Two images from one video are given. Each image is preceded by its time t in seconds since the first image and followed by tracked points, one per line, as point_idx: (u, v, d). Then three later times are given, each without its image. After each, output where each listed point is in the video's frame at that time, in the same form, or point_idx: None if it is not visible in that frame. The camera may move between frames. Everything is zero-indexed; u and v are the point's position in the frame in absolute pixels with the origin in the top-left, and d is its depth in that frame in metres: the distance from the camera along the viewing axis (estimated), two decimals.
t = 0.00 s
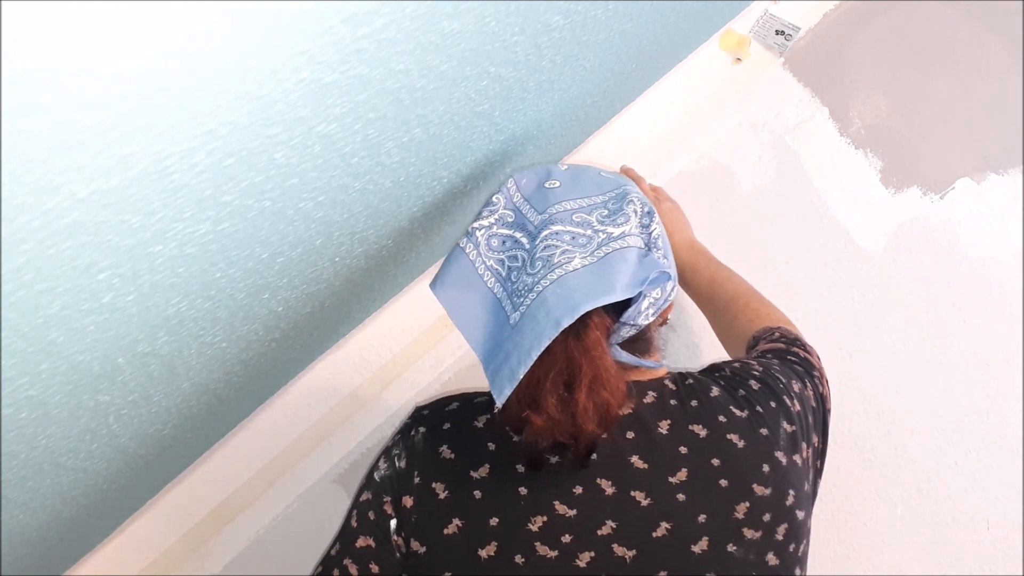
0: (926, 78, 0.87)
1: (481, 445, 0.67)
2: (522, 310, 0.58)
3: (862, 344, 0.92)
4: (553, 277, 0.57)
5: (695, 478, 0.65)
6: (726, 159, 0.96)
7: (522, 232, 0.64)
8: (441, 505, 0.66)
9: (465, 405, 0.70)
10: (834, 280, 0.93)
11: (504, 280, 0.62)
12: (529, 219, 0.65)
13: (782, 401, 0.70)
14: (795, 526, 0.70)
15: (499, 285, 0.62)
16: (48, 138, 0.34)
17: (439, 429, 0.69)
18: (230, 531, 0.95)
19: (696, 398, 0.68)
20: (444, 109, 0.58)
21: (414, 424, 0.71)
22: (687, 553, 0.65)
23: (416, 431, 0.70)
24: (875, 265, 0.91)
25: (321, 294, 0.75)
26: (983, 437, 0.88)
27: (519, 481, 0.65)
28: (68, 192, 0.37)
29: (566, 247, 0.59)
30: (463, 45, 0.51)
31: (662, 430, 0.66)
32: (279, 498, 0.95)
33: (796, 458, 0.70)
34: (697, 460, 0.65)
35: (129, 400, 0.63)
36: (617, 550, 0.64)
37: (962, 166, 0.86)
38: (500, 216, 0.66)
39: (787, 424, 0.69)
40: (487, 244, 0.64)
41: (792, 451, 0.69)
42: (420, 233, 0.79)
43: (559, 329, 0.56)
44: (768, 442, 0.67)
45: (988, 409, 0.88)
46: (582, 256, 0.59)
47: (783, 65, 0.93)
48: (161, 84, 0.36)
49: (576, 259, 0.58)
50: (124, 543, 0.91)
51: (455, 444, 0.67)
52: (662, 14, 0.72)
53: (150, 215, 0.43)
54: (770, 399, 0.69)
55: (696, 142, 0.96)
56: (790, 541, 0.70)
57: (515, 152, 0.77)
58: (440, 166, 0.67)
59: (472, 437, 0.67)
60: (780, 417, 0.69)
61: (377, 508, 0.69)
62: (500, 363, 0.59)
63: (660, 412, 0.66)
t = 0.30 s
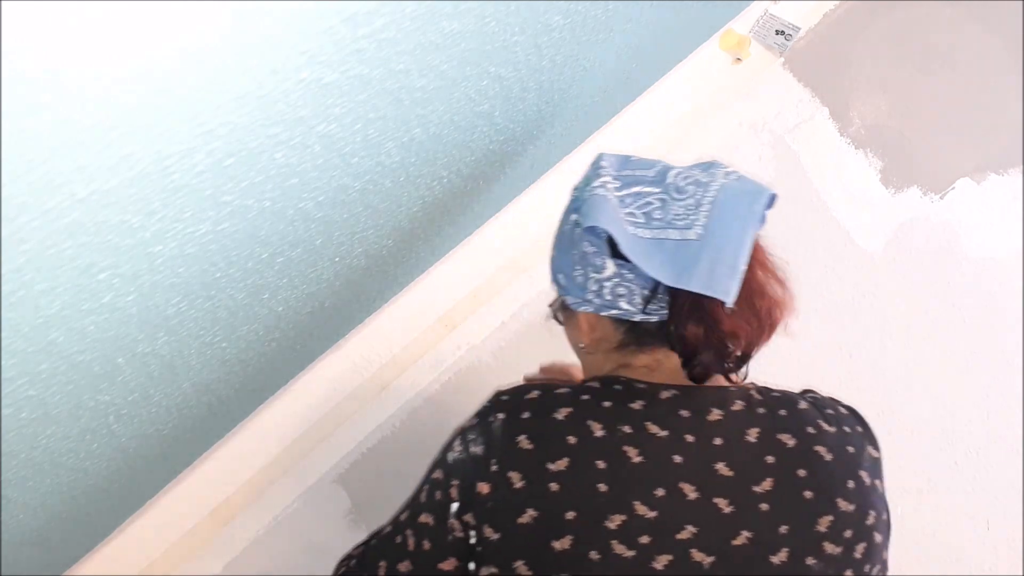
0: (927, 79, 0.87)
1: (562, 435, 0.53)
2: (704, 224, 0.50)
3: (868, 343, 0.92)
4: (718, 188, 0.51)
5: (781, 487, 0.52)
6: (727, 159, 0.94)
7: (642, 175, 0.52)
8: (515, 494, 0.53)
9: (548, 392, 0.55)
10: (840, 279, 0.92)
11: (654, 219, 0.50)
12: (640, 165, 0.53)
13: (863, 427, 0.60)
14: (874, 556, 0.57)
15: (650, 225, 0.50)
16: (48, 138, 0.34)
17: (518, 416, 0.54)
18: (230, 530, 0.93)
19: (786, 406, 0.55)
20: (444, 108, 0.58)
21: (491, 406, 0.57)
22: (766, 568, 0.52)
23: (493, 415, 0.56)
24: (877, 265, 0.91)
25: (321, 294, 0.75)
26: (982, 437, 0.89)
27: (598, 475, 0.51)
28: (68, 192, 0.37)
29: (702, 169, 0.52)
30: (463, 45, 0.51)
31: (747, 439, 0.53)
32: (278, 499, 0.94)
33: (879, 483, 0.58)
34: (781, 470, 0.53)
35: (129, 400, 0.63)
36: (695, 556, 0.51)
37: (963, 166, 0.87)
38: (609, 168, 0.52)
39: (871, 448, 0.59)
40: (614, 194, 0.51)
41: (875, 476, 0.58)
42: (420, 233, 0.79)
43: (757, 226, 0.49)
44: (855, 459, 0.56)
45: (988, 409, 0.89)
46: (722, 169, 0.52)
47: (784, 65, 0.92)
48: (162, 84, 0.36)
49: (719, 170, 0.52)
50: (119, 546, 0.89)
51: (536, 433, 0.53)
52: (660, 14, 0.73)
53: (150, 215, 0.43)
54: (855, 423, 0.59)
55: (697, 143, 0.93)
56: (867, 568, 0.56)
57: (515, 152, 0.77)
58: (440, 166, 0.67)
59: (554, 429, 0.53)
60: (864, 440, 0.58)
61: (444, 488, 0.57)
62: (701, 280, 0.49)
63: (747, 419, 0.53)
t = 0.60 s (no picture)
0: (929, 77, 0.88)
1: (633, 453, 0.53)
2: (776, 234, 0.49)
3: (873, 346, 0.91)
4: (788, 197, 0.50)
5: (853, 502, 0.53)
6: (727, 159, 0.93)
7: (709, 189, 0.52)
8: (589, 513, 0.53)
9: (615, 408, 0.56)
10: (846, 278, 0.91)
11: (725, 229, 0.50)
12: (706, 180, 0.53)
13: (919, 434, 0.60)
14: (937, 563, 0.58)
15: (719, 236, 0.50)
16: (47, 138, 0.34)
17: (587, 433, 0.55)
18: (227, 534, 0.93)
19: (852, 419, 0.56)
20: (444, 108, 0.58)
21: (557, 422, 0.57)
22: None
23: (560, 431, 0.56)
24: (878, 265, 0.90)
25: (321, 294, 0.75)
26: (983, 437, 0.89)
27: (674, 494, 0.52)
28: (67, 192, 0.37)
29: (770, 181, 0.52)
30: (463, 45, 0.51)
31: (818, 454, 0.53)
32: (279, 499, 0.94)
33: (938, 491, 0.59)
34: (853, 485, 0.53)
35: (129, 400, 0.63)
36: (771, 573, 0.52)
37: (962, 166, 0.88)
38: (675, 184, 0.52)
39: (930, 457, 0.59)
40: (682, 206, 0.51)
41: (935, 485, 0.59)
42: (420, 233, 0.79)
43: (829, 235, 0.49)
44: (919, 471, 0.57)
45: (989, 408, 0.89)
46: (790, 180, 0.52)
47: (784, 65, 0.92)
48: (161, 84, 0.36)
49: (787, 182, 0.52)
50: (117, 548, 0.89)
51: (604, 450, 0.54)
52: (660, 14, 0.73)
53: (149, 215, 0.43)
54: (913, 432, 0.59)
55: (696, 143, 0.93)
56: None
57: (515, 152, 0.77)
58: (440, 166, 0.67)
59: (626, 447, 0.53)
60: (924, 450, 0.59)
61: (510, 501, 0.58)
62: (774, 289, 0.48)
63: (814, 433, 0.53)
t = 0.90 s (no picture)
0: (932, 78, 0.89)
1: (603, 456, 0.57)
2: (728, 312, 0.51)
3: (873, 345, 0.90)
4: (755, 277, 0.51)
5: (827, 502, 0.55)
6: (726, 159, 0.93)
7: (690, 230, 0.52)
8: (561, 517, 0.57)
9: (587, 411, 0.60)
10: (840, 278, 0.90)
11: (683, 285, 0.52)
12: (693, 214, 0.52)
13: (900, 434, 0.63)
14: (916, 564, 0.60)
15: (677, 291, 0.52)
16: (47, 137, 0.34)
17: (559, 437, 0.58)
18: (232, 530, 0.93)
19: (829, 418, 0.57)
20: (444, 109, 0.58)
21: (533, 428, 0.61)
22: None
23: (535, 436, 0.60)
24: (876, 264, 0.90)
25: (321, 294, 0.75)
26: (983, 437, 0.89)
27: (643, 498, 0.55)
28: (68, 192, 0.37)
29: (754, 243, 0.51)
30: (463, 45, 0.51)
31: (793, 454, 0.54)
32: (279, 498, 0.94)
33: (917, 493, 0.61)
34: (827, 485, 0.55)
35: (129, 400, 0.63)
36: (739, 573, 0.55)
37: (963, 167, 0.88)
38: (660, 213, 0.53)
39: (910, 459, 0.61)
40: (656, 247, 0.52)
41: (914, 486, 0.61)
42: (420, 233, 0.79)
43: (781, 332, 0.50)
44: (897, 472, 0.58)
45: (991, 408, 0.89)
46: (773, 251, 0.52)
47: (784, 65, 0.91)
48: (162, 84, 0.36)
49: (769, 254, 0.51)
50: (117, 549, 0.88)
51: (576, 455, 0.57)
52: (661, 14, 0.73)
53: (149, 215, 0.43)
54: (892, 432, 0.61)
55: (696, 142, 0.93)
56: None
57: (515, 152, 0.77)
58: (440, 166, 0.67)
59: (597, 449, 0.57)
60: (903, 450, 0.61)
61: (485, 509, 0.62)
62: (710, 368, 0.51)
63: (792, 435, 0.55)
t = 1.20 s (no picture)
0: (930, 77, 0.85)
1: (514, 450, 0.65)
2: (592, 317, 0.52)
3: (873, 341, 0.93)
4: (626, 285, 0.52)
5: (735, 482, 0.65)
6: (727, 159, 0.96)
7: (578, 231, 0.55)
8: (475, 513, 0.65)
9: (493, 407, 0.68)
10: (828, 277, 0.94)
11: (560, 285, 0.54)
12: (585, 216, 0.56)
13: (813, 405, 0.72)
14: (830, 530, 0.72)
15: (554, 290, 0.54)
16: (47, 138, 0.34)
17: (469, 434, 0.66)
18: (230, 531, 0.96)
19: (735, 399, 0.67)
20: (444, 109, 0.58)
21: (440, 427, 0.68)
22: (725, 556, 0.67)
23: (442, 435, 0.67)
24: (872, 264, 0.92)
25: (321, 295, 0.76)
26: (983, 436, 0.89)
27: (555, 490, 0.64)
28: (68, 192, 0.37)
29: (633, 253, 0.53)
30: (463, 45, 0.51)
31: (701, 436, 0.64)
32: (285, 494, 0.96)
33: (829, 462, 0.71)
34: (736, 463, 0.65)
35: (129, 400, 0.63)
36: (657, 559, 0.65)
37: (962, 166, 0.85)
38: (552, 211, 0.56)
39: (820, 427, 0.71)
40: (540, 244, 0.55)
41: (825, 455, 0.71)
42: (420, 233, 0.79)
43: (636, 342, 0.51)
44: (805, 446, 0.69)
45: (989, 408, 0.88)
46: (651, 262, 0.53)
47: (784, 65, 0.92)
48: (161, 85, 0.35)
49: (646, 265, 0.53)
50: (122, 544, 0.92)
51: (485, 451, 0.66)
52: (662, 14, 0.72)
53: (150, 214, 0.43)
54: (803, 402, 0.71)
55: (698, 141, 0.96)
56: (824, 545, 0.72)
57: (515, 151, 0.77)
58: (440, 166, 0.67)
59: (506, 443, 0.65)
60: (813, 421, 0.71)
61: (400, 516, 0.66)
62: (565, 372, 0.54)
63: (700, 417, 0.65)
